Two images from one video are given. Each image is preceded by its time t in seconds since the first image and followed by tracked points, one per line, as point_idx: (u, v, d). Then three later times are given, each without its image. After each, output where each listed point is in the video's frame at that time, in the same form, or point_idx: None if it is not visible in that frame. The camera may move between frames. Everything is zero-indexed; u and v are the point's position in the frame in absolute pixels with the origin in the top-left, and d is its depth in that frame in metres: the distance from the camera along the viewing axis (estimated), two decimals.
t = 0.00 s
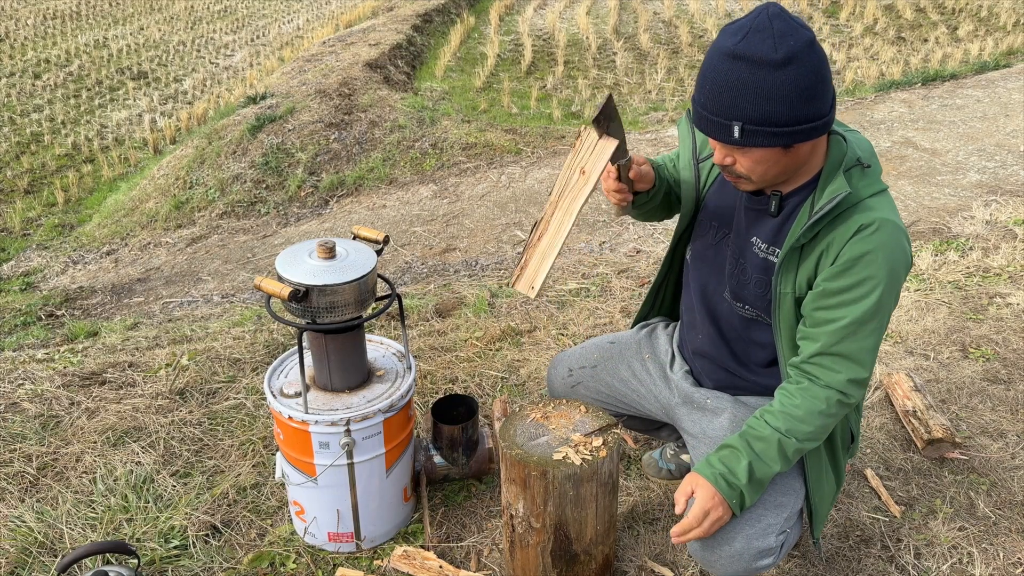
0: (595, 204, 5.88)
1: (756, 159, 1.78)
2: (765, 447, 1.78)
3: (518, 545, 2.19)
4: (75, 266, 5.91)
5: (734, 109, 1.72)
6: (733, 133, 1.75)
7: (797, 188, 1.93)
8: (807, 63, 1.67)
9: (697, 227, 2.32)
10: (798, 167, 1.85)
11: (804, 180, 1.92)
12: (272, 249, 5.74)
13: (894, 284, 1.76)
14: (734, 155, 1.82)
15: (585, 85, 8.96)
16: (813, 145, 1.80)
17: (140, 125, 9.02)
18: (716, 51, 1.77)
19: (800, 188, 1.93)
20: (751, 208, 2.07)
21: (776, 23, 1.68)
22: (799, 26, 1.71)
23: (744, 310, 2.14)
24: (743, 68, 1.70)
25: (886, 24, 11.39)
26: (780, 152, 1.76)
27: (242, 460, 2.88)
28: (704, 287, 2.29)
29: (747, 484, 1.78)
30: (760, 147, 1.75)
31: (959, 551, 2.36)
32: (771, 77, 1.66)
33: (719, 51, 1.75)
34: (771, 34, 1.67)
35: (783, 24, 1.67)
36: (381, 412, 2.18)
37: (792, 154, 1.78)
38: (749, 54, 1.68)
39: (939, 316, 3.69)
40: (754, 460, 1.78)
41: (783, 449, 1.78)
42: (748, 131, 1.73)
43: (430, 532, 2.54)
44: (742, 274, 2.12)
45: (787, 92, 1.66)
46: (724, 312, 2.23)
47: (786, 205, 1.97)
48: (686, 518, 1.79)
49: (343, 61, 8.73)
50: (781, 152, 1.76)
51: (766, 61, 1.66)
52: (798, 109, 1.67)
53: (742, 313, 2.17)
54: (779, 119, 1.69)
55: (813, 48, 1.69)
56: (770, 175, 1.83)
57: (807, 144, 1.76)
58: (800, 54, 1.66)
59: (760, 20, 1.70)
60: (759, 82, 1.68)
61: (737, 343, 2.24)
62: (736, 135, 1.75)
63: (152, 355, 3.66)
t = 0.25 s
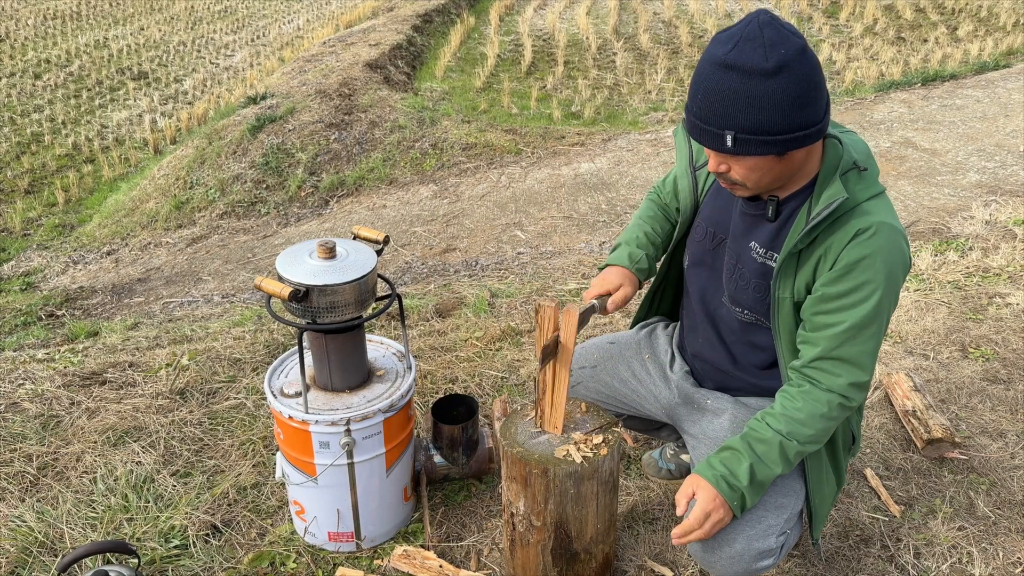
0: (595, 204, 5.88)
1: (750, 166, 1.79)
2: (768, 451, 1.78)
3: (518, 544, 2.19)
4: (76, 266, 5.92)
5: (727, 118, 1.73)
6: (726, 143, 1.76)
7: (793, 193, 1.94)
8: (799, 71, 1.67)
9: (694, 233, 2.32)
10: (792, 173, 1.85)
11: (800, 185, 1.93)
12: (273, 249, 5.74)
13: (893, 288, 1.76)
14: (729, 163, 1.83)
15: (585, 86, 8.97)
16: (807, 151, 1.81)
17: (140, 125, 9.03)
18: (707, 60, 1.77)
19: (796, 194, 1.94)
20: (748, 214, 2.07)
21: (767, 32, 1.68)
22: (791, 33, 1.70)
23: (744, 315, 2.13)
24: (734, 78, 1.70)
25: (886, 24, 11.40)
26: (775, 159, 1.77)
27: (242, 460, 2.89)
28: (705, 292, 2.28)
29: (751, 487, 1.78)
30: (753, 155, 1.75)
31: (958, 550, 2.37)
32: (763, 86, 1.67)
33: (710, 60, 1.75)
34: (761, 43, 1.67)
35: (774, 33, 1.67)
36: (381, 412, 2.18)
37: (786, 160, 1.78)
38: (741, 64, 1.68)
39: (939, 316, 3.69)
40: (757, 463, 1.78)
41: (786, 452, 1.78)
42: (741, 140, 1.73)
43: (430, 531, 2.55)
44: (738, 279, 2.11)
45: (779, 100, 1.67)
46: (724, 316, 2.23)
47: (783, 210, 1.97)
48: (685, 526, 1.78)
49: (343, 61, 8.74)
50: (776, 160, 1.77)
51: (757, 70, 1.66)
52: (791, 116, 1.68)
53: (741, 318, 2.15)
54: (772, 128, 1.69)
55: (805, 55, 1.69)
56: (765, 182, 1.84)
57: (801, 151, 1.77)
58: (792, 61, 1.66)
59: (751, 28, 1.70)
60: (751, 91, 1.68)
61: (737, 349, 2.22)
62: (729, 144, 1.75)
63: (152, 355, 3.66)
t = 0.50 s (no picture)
0: (595, 204, 5.88)
1: (738, 172, 1.79)
2: (772, 451, 1.81)
3: (518, 545, 2.19)
4: (76, 266, 5.92)
5: (713, 123, 1.73)
6: (713, 148, 1.76)
7: (784, 195, 1.94)
8: (784, 76, 1.67)
9: (690, 240, 2.32)
10: (783, 175, 1.85)
11: (790, 187, 1.92)
12: (273, 249, 5.74)
13: (891, 283, 1.76)
14: (717, 168, 1.83)
15: (585, 85, 8.96)
16: (796, 154, 1.80)
17: (140, 125, 9.03)
18: (692, 68, 1.77)
19: (788, 196, 1.94)
20: (741, 220, 2.06)
21: (750, 37, 1.68)
22: (775, 38, 1.70)
23: (743, 319, 2.13)
24: (719, 84, 1.70)
25: (886, 24, 11.40)
26: (762, 164, 1.77)
27: (242, 460, 2.89)
28: (704, 298, 2.28)
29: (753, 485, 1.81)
30: (740, 161, 1.75)
31: (958, 550, 2.37)
32: (747, 92, 1.67)
33: (695, 67, 1.75)
34: (745, 49, 1.67)
35: (758, 39, 1.67)
36: (381, 412, 2.18)
37: (774, 164, 1.78)
38: (725, 70, 1.68)
39: (939, 316, 3.69)
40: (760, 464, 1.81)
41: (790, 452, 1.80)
42: (727, 146, 1.73)
43: (430, 531, 2.55)
44: (736, 284, 2.11)
45: (763, 106, 1.67)
46: (723, 321, 2.22)
47: (776, 212, 1.97)
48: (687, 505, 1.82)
49: (343, 61, 8.74)
50: (763, 164, 1.77)
51: (742, 77, 1.66)
52: (776, 122, 1.68)
53: (740, 322, 2.15)
54: (758, 133, 1.69)
55: (789, 60, 1.68)
56: (756, 185, 1.83)
57: (788, 155, 1.77)
58: (776, 67, 1.66)
59: (735, 34, 1.70)
60: (735, 97, 1.68)
61: (738, 352, 2.22)
62: (715, 150, 1.76)
63: (152, 355, 3.66)
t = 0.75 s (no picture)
0: (595, 204, 5.88)
1: (727, 175, 1.80)
2: (751, 438, 1.89)
3: (518, 545, 2.19)
4: (76, 266, 5.91)
5: (699, 128, 1.74)
6: (700, 152, 1.77)
7: (777, 198, 1.93)
8: (770, 79, 1.66)
9: (687, 244, 2.32)
10: (773, 180, 1.85)
11: (783, 189, 1.92)
12: (273, 249, 5.74)
13: (884, 285, 1.77)
14: (707, 171, 1.84)
15: (585, 85, 8.96)
16: (786, 158, 1.80)
17: (140, 125, 9.03)
18: (679, 73, 1.77)
19: (781, 198, 1.93)
20: (735, 222, 2.06)
21: (736, 42, 1.68)
22: (762, 41, 1.70)
23: (740, 322, 2.13)
24: (705, 89, 1.70)
25: (886, 24, 11.40)
26: (751, 167, 1.77)
27: (242, 460, 2.89)
28: (702, 301, 2.28)
29: (719, 459, 1.91)
30: (728, 164, 1.76)
31: (958, 550, 2.37)
32: (731, 96, 1.67)
33: (682, 72, 1.76)
34: (730, 54, 1.67)
35: (743, 43, 1.68)
36: (381, 412, 2.18)
37: (763, 168, 1.78)
38: (710, 75, 1.69)
39: (939, 316, 3.69)
40: (730, 443, 1.90)
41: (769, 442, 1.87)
42: (714, 150, 1.74)
43: (430, 531, 2.54)
44: (732, 286, 2.11)
45: (748, 110, 1.67)
46: (720, 324, 2.23)
47: (770, 215, 1.96)
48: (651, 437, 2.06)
49: (343, 61, 8.74)
50: (753, 167, 1.77)
51: (726, 81, 1.67)
52: (763, 125, 1.68)
53: (738, 325, 2.15)
54: (745, 137, 1.70)
55: (776, 64, 1.68)
56: (745, 189, 1.84)
57: (777, 158, 1.76)
58: (761, 71, 1.66)
59: (722, 38, 1.71)
60: (721, 102, 1.69)
61: (736, 354, 2.22)
62: (703, 154, 1.76)
63: (152, 355, 3.66)
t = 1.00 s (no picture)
0: (595, 204, 5.88)
1: (717, 175, 1.80)
2: (742, 422, 1.92)
3: (518, 545, 2.19)
4: (76, 266, 5.91)
5: (687, 129, 1.75)
6: (688, 152, 1.78)
7: (771, 197, 1.93)
8: (757, 80, 1.67)
9: (684, 244, 2.32)
10: (765, 179, 1.86)
11: (776, 189, 1.92)
12: (273, 249, 5.74)
13: (878, 284, 1.76)
14: (697, 172, 1.85)
15: (585, 85, 8.96)
16: (775, 157, 1.80)
17: (140, 125, 9.03)
18: (668, 75, 1.78)
19: (775, 197, 1.93)
20: (730, 222, 2.07)
21: (722, 43, 1.69)
22: (749, 43, 1.71)
23: (738, 321, 2.13)
24: (692, 90, 1.71)
25: (886, 23, 11.40)
26: (739, 167, 1.77)
27: (242, 460, 2.89)
28: (700, 301, 2.28)
29: (708, 436, 1.94)
30: (716, 164, 1.77)
31: (958, 550, 2.37)
32: (718, 97, 1.68)
33: (670, 74, 1.77)
34: (716, 55, 1.68)
35: (730, 44, 1.68)
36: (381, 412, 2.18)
37: (752, 167, 1.79)
38: (697, 76, 1.70)
39: (939, 316, 3.69)
40: (721, 423, 1.93)
41: (759, 429, 1.91)
42: (702, 150, 1.75)
43: (430, 531, 2.54)
44: (729, 287, 2.11)
45: (734, 110, 1.67)
46: (719, 323, 2.23)
47: (764, 213, 1.96)
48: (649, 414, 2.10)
49: (343, 61, 8.74)
50: (741, 167, 1.77)
51: (712, 82, 1.67)
52: (749, 125, 1.68)
53: (736, 324, 2.15)
54: (732, 137, 1.70)
55: (763, 65, 1.68)
56: (736, 190, 1.85)
57: (766, 158, 1.77)
58: (747, 73, 1.66)
59: (709, 40, 1.71)
60: (707, 103, 1.69)
61: (735, 353, 2.22)
62: (691, 154, 1.77)
63: (152, 355, 3.66)
